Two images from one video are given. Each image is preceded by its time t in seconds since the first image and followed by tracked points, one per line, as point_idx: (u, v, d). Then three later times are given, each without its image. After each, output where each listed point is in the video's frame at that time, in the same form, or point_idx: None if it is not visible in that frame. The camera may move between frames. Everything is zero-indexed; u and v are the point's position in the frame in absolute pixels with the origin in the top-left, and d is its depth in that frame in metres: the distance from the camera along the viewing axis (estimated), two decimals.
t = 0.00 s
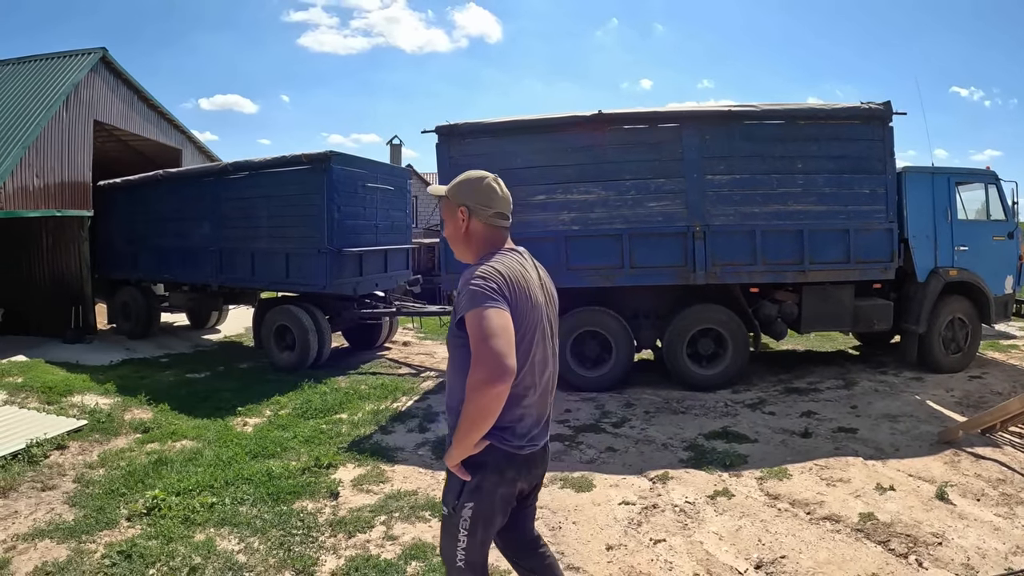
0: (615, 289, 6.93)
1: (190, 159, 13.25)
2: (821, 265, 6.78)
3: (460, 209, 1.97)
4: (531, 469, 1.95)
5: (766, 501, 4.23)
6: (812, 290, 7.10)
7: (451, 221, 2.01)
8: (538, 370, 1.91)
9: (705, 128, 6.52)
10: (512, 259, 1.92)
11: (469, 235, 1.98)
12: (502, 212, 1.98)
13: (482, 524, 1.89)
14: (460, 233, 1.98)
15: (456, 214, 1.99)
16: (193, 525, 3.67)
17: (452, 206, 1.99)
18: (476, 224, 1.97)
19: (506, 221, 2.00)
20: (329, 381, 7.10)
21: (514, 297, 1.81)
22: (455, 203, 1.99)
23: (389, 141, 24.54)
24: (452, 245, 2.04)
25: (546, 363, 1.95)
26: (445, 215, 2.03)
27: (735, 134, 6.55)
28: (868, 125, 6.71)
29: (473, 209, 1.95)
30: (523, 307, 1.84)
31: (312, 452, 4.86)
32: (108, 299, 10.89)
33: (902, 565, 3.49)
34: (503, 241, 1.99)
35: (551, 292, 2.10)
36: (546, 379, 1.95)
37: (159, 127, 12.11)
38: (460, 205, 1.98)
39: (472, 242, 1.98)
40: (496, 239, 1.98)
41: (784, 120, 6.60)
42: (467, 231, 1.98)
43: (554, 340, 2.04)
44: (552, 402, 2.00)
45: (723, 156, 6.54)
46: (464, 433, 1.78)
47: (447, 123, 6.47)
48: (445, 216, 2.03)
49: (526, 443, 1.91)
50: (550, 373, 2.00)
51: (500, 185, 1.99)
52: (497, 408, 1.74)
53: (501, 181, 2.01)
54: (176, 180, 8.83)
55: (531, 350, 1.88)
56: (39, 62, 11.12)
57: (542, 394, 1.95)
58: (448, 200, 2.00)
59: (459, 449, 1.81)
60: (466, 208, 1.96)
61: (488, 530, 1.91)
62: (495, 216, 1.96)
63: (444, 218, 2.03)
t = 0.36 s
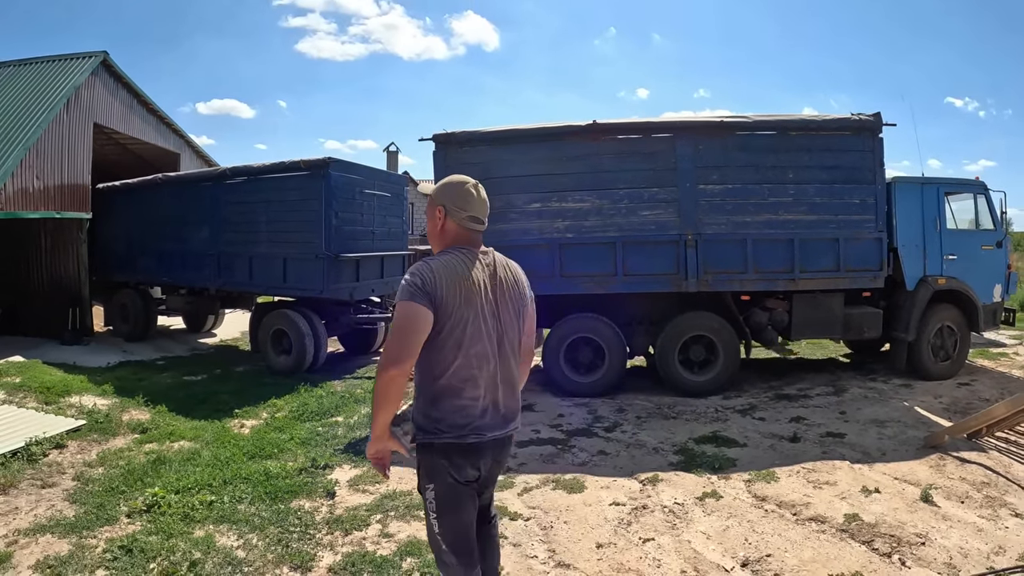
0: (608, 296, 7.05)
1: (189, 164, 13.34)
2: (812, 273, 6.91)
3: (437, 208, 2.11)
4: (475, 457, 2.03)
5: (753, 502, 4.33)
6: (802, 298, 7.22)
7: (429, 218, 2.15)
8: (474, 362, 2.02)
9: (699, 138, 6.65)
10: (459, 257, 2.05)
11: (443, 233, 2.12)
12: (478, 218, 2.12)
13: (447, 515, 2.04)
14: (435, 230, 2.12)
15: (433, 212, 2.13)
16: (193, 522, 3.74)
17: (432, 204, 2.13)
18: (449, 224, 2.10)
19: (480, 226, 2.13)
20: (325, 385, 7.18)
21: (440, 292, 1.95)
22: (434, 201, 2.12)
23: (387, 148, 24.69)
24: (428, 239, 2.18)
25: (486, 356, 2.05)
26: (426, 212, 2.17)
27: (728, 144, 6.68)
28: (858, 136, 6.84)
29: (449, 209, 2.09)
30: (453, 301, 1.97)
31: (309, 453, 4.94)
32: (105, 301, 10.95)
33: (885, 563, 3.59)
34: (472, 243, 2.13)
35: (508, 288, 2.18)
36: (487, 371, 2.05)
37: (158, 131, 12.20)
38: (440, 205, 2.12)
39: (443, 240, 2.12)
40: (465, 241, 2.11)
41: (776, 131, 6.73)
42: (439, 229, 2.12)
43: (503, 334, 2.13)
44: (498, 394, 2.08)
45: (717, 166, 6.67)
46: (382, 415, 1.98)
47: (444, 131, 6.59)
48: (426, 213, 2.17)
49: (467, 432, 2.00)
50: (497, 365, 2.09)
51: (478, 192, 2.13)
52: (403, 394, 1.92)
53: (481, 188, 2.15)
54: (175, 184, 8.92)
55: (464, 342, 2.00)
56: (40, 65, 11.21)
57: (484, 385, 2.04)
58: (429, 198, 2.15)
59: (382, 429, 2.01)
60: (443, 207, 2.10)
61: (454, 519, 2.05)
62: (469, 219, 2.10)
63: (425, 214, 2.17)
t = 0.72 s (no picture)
0: (596, 302, 7.16)
1: (183, 168, 13.41)
2: (797, 280, 7.03)
3: (427, 226, 2.25)
4: (436, 446, 2.16)
5: (733, 504, 4.43)
6: (787, 305, 7.34)
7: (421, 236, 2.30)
8: (443, 365, 2.15)
9: (686, 147, 6.77)
10: (440, 269, 2.17)
11: (430, 249, 2.25)
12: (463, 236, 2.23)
13: (403, 495, 2.16)
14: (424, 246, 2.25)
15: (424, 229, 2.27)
16: (184, 519, 3.81)
17: (424, 223, 2.27)
18: (436, 240, 2.23)
19: (463, 243, 2.24)
20: (316, 389, 7.25)
21: (417, 300, 2.09)
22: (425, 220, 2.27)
23: (380, 154, 24.86)
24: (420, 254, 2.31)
25: (456, 360, 2.17)
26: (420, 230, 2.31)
27: (714, 153, 6.80)
28: (844, 145, 6.97)
29: (436, 227, 2.22)
30: (428, 309, 2.11)
31: (298, 454, 5.02)
32: (97, 304, 10.98)
33: (860, 564, 3.69)
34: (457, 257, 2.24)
35: (486, 298, 2.29)
36: (456, 375, 2.17)
37: (152, 135, 12.27)
38: (429, 223, 2.25)
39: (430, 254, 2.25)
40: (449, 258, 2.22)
41: (762, 140, 6.86)
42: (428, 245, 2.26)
43: (475, 341, 2.24)
44: (465, 396, 2.21)
45: (703, 174, 6.79)
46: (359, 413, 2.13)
47: (435, 139, 6.70)
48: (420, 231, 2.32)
49: (431, 425, 2.15)
50: (467, 369, 2.22)
51: (464, 212, 2.25)
52: (378, 393, 2.07)
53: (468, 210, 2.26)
54: (169, 188, 8.99)
55: (438, 347, 2.14)
56: (35, 68, 11.28)
57: (451, 386, 2.17)
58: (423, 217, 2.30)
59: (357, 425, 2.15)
60: (431, 225, 2.24)
61: (407, 502, 2.16)
62: (453, 237, 2.20)
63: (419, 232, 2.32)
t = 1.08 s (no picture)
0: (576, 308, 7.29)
1: (172, 172, 13.49)
2: (773, 286, 7.17)
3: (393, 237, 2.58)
4: (381, 428, 2.41)
5: (700, 506, 4.55)
6: (763, 311, 7.49)
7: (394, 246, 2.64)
8: (384, 357, 2.41)
9: (664, 155, 6.92)
10: (387, 273, 2.46)
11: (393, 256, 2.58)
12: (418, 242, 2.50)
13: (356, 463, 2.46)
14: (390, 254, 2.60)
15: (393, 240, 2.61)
16: (163, 516, 3.90)
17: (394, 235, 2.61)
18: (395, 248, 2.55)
19: (411, 250, 2.50)
20: (299, 392, 7.34)
21: (361, 298, 2.43)
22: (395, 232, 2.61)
23: (370, 159, 25.00)
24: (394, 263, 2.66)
25: (396, 354, 2.41)
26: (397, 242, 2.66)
27: (691, 161, 6.95)
28: (821, 153, 7.11)
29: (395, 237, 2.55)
30: (368, 307, 2.41)
31: (278, 455, 5.12)
32: (85, 307, 11.02)
33: (821, 564, 3.79)
34: (409, 263, 2.52)
35: (432, 299, 2.47)
36: (396, 367, 2.41)
37: (141, 139, 12.36)
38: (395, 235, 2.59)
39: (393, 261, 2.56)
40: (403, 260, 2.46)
41: (739, 148, 7.00)
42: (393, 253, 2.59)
43: (418, 338, 2.44)
44: (407, 389, 2.41)
45: (680, 182, 6.94)
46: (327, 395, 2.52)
47: (417, 147, 6.84)
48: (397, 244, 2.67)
49: (376, 411, 2.42)
50: (409, 364, 2.43)
51: (417, 223, 2.51)
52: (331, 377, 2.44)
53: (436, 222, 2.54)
54: (156, 193, 9.08)
55: (381, 341, 2.41)
56: (25, 72, 11.35)
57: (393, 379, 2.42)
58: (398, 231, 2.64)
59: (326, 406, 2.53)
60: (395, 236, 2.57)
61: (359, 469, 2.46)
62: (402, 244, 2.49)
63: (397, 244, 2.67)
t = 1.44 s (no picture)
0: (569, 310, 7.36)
1: (168, 175, 13.55)
2: (765, 288, 7.24)
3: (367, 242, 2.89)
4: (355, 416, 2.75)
5: (687, 505, 4.62)
6: (755, 313, 7.56)
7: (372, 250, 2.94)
8: (348, 351, 2.75)
9: (656, 158, 6.99)
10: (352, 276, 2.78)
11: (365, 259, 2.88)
12: (381, 244, 2.76)
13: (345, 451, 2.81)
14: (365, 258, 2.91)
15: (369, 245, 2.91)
16: (158, 514, 3.95)
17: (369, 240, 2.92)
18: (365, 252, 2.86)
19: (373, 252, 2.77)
20: (294, 394, 7.40)
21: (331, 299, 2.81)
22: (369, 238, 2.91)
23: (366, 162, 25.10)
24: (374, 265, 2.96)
25: (359, 349, 2.73)
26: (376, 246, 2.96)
27: (683, 164, 7.03)
28: (812, 155, 7.18)
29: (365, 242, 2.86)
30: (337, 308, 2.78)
31: (272, 455, 5.18)
32: (82, 309, 11.07)
33: (807, 563, 3.83)
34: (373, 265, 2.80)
35: (385, 298, 2.68)
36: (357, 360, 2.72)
37: (138, 142, 12.42)
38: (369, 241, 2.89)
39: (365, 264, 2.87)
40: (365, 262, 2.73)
41: (730, 151, 7.07)
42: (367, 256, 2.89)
43: (375, 334, 2.70)
44: (369, 380, 2.70)
45: (671, 185, 7.01)
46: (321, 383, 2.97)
47: (410, 150, 6.91)
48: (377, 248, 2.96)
49: (349, 399, 2.77)
50: (369, 358, 2.71)
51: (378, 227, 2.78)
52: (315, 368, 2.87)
53: (399, 224, 2.79)
54: (153, 195, 9.15)
55: (346, 337, 2.76)
56: (23, 74, 11.41)
57: (358, 370, 2.74)
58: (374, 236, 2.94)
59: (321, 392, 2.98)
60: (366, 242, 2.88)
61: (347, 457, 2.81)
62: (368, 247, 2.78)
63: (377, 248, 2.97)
